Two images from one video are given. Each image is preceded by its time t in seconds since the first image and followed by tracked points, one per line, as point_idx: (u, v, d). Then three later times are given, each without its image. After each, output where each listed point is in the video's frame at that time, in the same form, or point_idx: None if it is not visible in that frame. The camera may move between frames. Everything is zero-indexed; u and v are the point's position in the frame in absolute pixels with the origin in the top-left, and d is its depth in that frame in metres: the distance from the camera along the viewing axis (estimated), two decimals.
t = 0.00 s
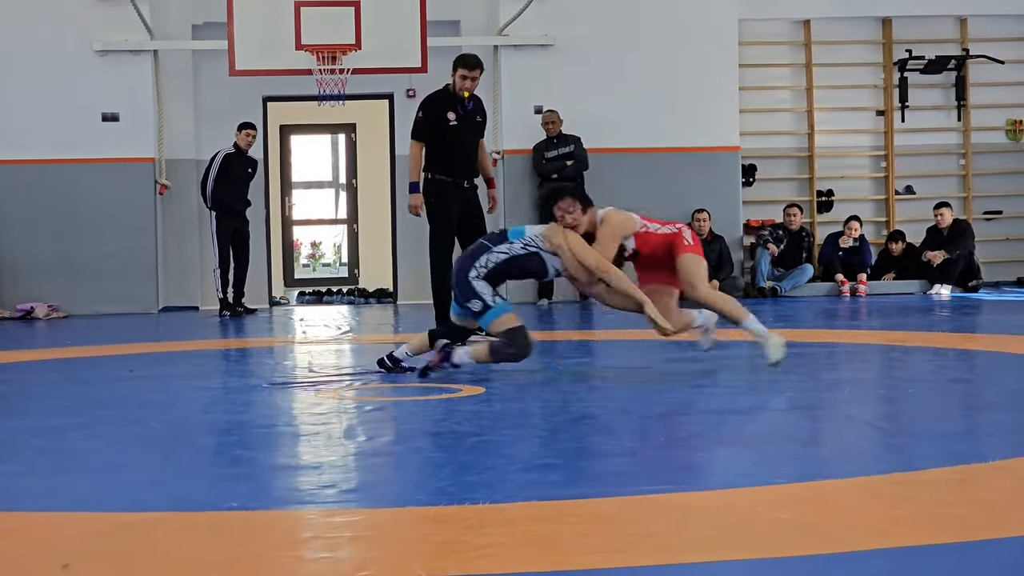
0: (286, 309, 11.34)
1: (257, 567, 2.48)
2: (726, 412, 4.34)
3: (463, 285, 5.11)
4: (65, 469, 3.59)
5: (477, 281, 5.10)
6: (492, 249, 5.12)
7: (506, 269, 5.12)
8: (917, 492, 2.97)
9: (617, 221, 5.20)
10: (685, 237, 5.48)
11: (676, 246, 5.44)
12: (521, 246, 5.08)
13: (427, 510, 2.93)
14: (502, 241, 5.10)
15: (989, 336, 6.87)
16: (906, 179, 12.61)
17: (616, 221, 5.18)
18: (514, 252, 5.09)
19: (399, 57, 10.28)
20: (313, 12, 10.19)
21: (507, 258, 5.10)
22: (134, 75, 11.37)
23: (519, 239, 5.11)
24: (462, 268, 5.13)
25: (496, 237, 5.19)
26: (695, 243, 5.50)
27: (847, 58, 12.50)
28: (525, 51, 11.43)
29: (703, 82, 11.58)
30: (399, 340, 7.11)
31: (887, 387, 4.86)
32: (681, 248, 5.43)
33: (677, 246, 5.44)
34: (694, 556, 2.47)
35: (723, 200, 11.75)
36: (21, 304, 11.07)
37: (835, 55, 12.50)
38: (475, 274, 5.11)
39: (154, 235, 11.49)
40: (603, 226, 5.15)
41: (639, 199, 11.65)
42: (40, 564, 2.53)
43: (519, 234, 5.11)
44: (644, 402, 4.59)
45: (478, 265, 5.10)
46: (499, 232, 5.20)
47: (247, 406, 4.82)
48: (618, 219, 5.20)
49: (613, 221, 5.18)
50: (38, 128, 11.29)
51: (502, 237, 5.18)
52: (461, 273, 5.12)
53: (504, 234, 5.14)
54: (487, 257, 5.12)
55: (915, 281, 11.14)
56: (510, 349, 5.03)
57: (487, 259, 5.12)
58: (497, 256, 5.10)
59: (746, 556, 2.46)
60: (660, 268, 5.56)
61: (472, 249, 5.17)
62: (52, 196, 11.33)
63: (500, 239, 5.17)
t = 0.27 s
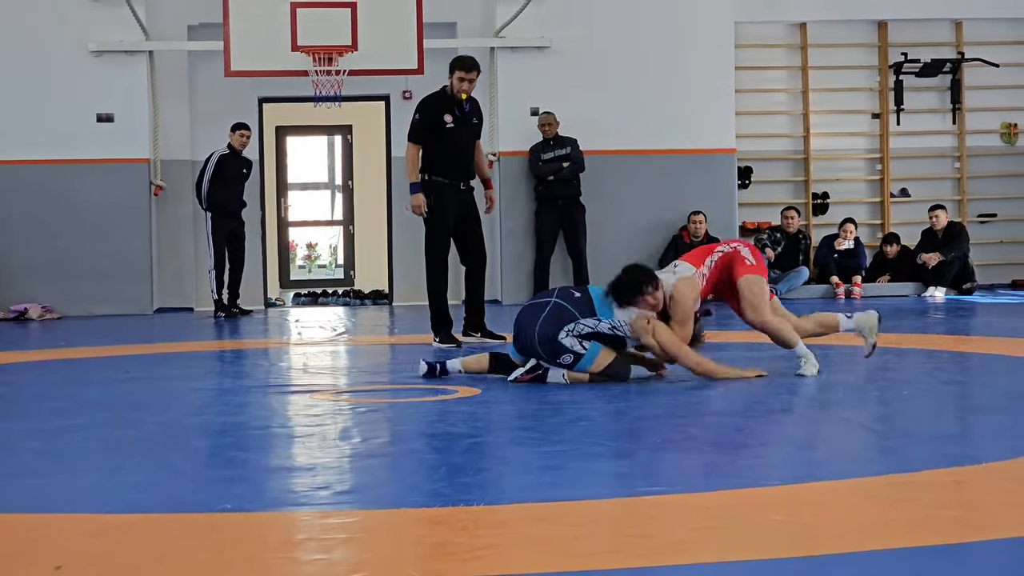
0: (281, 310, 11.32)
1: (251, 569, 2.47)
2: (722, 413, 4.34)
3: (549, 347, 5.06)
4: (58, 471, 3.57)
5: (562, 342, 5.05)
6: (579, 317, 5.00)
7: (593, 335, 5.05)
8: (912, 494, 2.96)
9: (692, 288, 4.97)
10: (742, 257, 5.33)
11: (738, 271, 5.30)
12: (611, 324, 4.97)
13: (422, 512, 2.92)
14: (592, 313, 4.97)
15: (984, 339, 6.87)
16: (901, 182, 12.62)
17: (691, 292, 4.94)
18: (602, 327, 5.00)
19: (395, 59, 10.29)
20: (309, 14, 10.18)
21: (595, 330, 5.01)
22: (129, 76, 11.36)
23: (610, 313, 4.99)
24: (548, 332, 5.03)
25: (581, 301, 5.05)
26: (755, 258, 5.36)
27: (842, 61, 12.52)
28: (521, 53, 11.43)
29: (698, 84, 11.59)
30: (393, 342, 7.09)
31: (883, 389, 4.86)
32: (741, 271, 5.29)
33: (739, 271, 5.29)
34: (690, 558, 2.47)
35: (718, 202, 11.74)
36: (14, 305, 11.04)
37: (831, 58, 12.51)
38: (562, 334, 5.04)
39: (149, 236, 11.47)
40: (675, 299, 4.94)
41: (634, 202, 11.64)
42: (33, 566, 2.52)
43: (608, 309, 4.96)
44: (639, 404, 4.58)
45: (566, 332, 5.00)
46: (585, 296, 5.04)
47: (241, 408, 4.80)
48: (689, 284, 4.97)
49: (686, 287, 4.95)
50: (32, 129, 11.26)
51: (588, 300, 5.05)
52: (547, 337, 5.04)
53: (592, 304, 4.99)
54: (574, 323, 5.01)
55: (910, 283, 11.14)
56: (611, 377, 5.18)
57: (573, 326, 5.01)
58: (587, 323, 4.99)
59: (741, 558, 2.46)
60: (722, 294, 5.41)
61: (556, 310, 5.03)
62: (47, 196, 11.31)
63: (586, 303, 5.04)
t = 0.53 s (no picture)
0: (253, 311, 11.27)
1: (220, 571, 2.46)
2: (693, 416, 4.35)
3: (517, 345, 5.06)
4: (25, 472, 3.54)
5: (530, 341, 5.07)
6: (547, 319, 5.03)
7: (558, 337, 5.11)
8: (880, 497, 2.99)
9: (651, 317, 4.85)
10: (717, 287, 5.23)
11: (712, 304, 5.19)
12: (576, 327, 5.07)
13: (392, 514, 2.92)
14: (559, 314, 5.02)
15: (954, 343, 6.94)
16: (874, 186, 12.70)
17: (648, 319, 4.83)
18: (566, 330, 5.07)
19: (369, 60, 10.27)
20: (284, 14, 10.15)
21: (560, 332, 5.07)
22: (101, 75, 11.28)
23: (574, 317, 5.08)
24: (518, 331, 5.02)
25: (548, 302, 5.07)
26: (728, 288, 5.21)
27: (816, 65, 12.59)
28: (495, 55, 11.43)
29: (672, 88, 11.64)
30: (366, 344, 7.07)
31: (854, 392, 4.89)
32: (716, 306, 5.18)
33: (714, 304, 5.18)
34: (660, 561, 2.47)
35: (692, 205, 11.79)
36: None
37: (804, 62, 12.58)
38: (532, 333, 5.05)
39: (120, 236, 11.39)
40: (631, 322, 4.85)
41: (609, 204, 11.67)
42: None
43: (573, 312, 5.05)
44: (612, 407, 4.60)
45: (537, 330, 5.03)
46: (552, 298, 5.08)
47: (212, 409, 4.77)
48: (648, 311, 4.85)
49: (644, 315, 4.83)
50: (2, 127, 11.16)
51: (553, 303, 5.08)
52: (517, 335, 5.03)
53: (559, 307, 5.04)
54: (542, 324, 5.03)
55: (881, 287, 11.23)
56: (582, 377, 5.18)
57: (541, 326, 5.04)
58: (556, 323, 5.04)
59: (710, 560, 2.47)
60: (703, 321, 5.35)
61: (526, 311, 5.01)
62: (16, 195, 11.21)
63: (552, 306, 5.06)
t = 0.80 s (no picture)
0: (236, 313, 11.24)
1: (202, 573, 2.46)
2: (676, 418, 4.37)
3: (497, 349, 5.10)
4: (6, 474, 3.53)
5: (511, 344, 5.10)
6: (527, 323, 5.03)
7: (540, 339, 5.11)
8: (862, 499, 3.01)
9: (635, 322, 4.87)
10: (704, 287, 5.17)
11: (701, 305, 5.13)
12: (559, 331, 5.03)
13: (375, 516, 2.92)
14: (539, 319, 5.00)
15: (935, 344, 6.98)
16: (856, 188, 12.76)
17: (632, 324, 4.85)
18: (548, 333, 5.06)
19: (352, 61, 10.27)
20: (266, 14, 10.13)
21: (542, 335, 5.07)
22: (82, 76, 11.23)
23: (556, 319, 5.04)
24: (497, 336, 5.04)
25: (529, 306, 5.05)
26: (716, 288, 5.16)
27: (798, 66, 12.64)
28: (478, 56, 11.44)
29: (654, 89, 11.67)
30: (349, 346, 7.07)
31: (836, 394, 4.92)
32: (704, 305, 5.11)
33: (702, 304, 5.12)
34: (642, 562, 2.49)
35: (674, 207, 11.82)
36: None
37: (785, 63, 12.63)
38: (512, 337, 5.07)
39: (102, 238, 11.34)
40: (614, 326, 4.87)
41: (591, 205, 11.68)
42: None
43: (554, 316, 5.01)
44: (595, 408, 4.61)
45: (517, 334, 5.05)
46: (533, 300, 5.04)
47: (195, 411, 4.76)
48: (631, 316, 4.86)
49: (628, 319, 4.85)
50: None
51: (534, 306, 5.04)
52: (497, 341, 5.06)
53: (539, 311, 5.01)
54: (522, 328, 5.04)
55: (863, 288, 11.30)
56: (565, 378, 5.19)
57: (521, 330, 5.05)
58: (536, 327, 5.04)
59: (691, 562, 2.48)
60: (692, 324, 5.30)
61: (505, 317, 5.01)
62: None
63: (533, 309, 5.04)
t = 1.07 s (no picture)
0: (228, 315, 11.24)
1: None
2: (669, 419, 4.38)
3: (490, 352, 5.09)
4: None
5: (504, 347, 5.09)
6: (519, 325, 5.02)
7: (533, 342, 5.07)
8: (854, 500, 3.02)
9: (631, 328, 4.89)
10: (693, 301, 5.17)
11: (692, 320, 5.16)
12: (552, 332, 5.00)
13: (369, 518, 2.92)
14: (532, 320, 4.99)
15: (927, 345, 7.00)
16: (848, 189, 12.79)
17: (628, 329, 4.87)
18: (541, 335, 5.02)
19: (344, 62, 10.27)
20: (257, 16, 10.13)
21: (535, 337, 5.03)
22: (74, 77, 11.21)
23: (550, 322, 5.02)
24: (490, 338, 5.04)
25: (522, 309, 5.06)
26: (705, 301, 5.17)
27: (790, 68, 12.68)
28: (469, 57, 11.45)
29: (645, 90, 11.68)
30: (341, 348, 7.07)
31: (828, 395, 4.93)
32: (695, 320, 5.14)
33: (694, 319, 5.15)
34: (634, 563, 2.50)
35: (667, 208, 11.83)
36: None
37: (777, 64, 12.67)
38: (504, 340, 5.06)
39: (94, 239, 11.33)
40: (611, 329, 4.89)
41: (584, 207, 11.69)
42: None
43: (547, 318, 5.02)
44: (588, 410, 4.62)
45: (509, 336, 5.03)
46: (526, 304, 5.07)
47: (187, 413, 4.76)
48: (627, 321, 4.88)
49: (625, 324, 4.86)
50: None
51: (527, 309, 5.06)
52: (490, 343, 5.05)
53: (532, 312, 5.02)
54: (514, 331, 5.03)
55: (855, 289, 11.33)
56: (557, 380, 5.21)
57: (514, 332, 5.03)
58: (528, 328, 5.02)
59: (684, 563, 2.49)
60: (685, 332, 5.32)
61: (498, 319, 5.02)
62: None
63: (526, 312, 5.05)
